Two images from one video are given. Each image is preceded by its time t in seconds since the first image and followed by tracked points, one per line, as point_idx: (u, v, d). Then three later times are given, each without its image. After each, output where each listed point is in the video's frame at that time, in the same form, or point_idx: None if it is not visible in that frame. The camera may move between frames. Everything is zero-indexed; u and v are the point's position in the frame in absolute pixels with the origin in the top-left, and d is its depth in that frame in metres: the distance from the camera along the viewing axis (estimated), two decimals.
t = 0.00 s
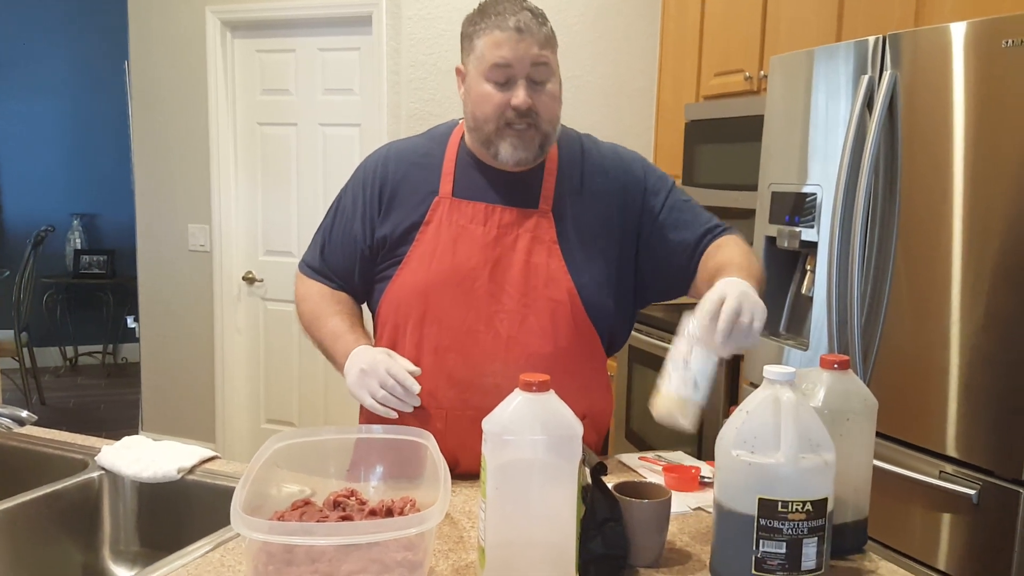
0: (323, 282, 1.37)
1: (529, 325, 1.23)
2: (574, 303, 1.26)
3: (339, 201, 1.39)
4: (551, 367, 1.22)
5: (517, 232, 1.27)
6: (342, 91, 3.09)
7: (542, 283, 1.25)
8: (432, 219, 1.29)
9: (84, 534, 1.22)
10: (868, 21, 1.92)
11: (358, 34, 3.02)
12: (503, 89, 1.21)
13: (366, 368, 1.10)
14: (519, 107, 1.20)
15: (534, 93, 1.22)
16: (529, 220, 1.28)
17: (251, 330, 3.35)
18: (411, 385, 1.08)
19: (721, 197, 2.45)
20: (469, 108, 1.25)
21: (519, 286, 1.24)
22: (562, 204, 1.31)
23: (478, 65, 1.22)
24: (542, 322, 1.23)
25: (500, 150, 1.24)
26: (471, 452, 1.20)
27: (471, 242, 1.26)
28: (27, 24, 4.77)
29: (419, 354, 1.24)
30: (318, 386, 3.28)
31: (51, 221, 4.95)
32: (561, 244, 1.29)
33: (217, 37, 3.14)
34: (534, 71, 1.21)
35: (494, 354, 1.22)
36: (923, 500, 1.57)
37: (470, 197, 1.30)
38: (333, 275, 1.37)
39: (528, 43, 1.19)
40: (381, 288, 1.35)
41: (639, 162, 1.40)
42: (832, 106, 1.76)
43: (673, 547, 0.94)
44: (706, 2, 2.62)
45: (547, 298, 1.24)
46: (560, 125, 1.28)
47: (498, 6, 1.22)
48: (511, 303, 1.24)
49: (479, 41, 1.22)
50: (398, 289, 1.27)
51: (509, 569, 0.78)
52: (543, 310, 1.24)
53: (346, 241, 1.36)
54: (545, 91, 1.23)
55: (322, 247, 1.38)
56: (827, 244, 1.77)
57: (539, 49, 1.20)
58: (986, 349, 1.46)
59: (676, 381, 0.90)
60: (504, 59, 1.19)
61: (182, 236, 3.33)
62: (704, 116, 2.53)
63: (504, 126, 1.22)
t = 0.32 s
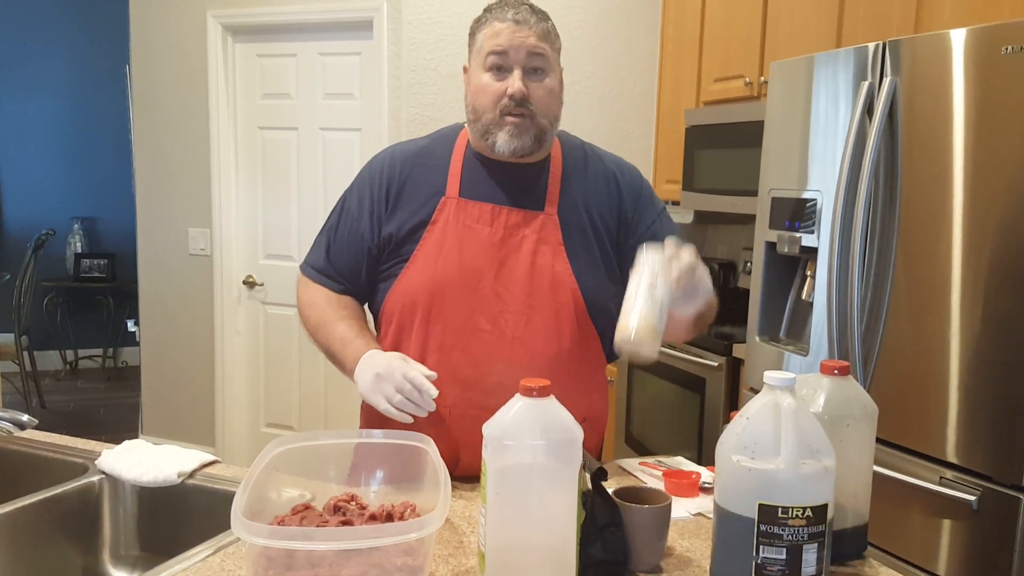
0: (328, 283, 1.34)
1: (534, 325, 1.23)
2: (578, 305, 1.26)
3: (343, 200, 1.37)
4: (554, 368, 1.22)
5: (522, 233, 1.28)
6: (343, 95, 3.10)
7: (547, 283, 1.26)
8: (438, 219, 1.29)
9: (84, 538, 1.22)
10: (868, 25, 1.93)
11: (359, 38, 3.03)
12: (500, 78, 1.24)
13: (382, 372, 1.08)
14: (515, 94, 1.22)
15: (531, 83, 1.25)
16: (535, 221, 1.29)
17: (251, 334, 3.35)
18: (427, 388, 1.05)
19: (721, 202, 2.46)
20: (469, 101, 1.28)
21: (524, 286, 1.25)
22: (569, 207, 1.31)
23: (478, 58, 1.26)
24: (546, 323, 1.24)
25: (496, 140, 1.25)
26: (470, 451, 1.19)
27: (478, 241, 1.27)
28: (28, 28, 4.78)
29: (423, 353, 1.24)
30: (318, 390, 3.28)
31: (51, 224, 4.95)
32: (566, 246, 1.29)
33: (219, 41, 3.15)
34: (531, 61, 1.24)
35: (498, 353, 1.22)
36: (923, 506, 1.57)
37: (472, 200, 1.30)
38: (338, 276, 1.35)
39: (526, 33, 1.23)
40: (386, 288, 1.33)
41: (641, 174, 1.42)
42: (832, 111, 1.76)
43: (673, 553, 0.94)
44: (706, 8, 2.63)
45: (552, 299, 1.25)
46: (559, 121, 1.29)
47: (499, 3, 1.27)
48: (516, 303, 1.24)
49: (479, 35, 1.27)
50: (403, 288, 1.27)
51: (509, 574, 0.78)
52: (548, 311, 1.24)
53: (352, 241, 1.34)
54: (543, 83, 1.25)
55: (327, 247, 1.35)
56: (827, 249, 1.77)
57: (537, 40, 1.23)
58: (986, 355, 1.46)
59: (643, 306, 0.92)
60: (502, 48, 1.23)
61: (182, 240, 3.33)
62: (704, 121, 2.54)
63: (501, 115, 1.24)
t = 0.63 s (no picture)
0: (330, 277, 1.33)
1: (532, 320, 1.23)
2: (576, 300, 1.26)
3: (344, 199, 1.38)
4: (553, 362, 1.22)
5: (521, 227, 1.28)
6: (341, 93, 3.10)
7: (544, 277, 1.26)
8: (436, 215, 1.29)
9: (83, 536, 1.22)
10: (868, 23, 1.93)
11: (358, 36, 3.02)
12: (495, 69, 1.24)
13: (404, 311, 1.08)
14: (507, 87, 1.22)
15: (526, 77, 1.24)
16: (533, 216, 1.29)
17: (249, 332, 3.35)
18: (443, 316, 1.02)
19: (720, 200, 2.46)
20: (464, 90, 1.28)
21: (522, 280, 1.25)
22: (566, 203, 1.32)
23: (478, 49, 1.26)
24: (544, 317, 1.23)
25: (484, 130, 1.25)
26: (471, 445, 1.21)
27: (476, 237, 1.27)
28: (26, 26, 4.77)
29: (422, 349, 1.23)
30: (317, 387, 3.28)
31: (50, 222, 4.95)
32: (564, 240, 1.30)
33: (217, 39, 3.14)
34: (527, 57, 1.23)
35: (496, 347, 1.21)
36: (922, 504, 1.58)
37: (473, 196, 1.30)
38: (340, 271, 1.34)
39: (525, 29, 1.23)
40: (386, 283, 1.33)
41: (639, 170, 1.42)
42: (831, 109, 1.76)
43: (672, 552, 0.94)
44: (705, 6, 2.63)
45: (550, 293, 1.25)
46: (552, 118, 1.28)
47: None
48: (514, 297, 1.24)
49: (480, 28, 1.27)
50: (401, 283, 1.27)
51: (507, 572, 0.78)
52: (546, 305, 1.24)
53: (353, 237, 1.34)
54: (538, 81, 1.25)
55: (327, 245, 1.35)
56: (826, 248, 1.78)
57: (536, 37, 1.23)
58: (984, 353, 1.46)
59: (645, 231, 0.88)
60: (499, 40, 1.23)
61: (181, 238, 3.33)
62: (703, 120, 2.54)
63: (491, 107, 1.24)
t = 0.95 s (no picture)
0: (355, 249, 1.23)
1: (532, 319, 1.23)
2: (575, 299, 1.26)
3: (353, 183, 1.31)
4: (553, 362, 1.22)
5: (520, 228, 1.29)
6: (344, 96, 3.10)
7: (543, 277, 1.26)
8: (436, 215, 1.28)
9: (86, 539, 1.22)
10: (870, 27, 1.93)
11: (360, 39, 3.03)
12: (465, 84, 1.22)
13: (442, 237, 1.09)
14: (476, 101, 1.21)
15: (495, 87, 1.21)
16: (531, 216, 1.29)
17: (252, 335, 3.35)
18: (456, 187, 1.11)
19: (722, 203, 2.46)
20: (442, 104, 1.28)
21: (522, 279, 1.25)
22: (563, 204, 1.32)
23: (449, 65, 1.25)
24: (544, 317, 1.24)
25: (465, 142, 1.25)
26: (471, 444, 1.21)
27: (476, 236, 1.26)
28: (30, 29, 4.79)
29: (423, 347, 1.23)
30: (320, 390, 3.28)
31: (53, 225, 4.96)
32: (561, 240, 1.30)
33: (220, 41, 3.14)
34: (493, 66, 1.21)
35: (497, 347, 1.21)
36: (925, 508, 1.57)
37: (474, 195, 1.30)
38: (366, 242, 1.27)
39: (487, 40, 1.20)
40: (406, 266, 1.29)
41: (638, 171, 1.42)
42: (834, 113, 1.76)
43: (675, 555, 0.94)
44: (707, 10, 2.63)
45: (548, 293, 1.25)
46: (529, 122, 1.26)
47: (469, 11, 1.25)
48: (514, 296, 1.24)
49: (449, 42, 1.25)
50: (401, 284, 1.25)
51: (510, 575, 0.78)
52: (546, 305, 1.25)
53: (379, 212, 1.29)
54: (508, 87, 1.22)
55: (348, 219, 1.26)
56: (829, 251, 1.77)
57: (499, 46, 1.20)
58: (987, 356, 1.46)
59: (636, 277, 0.89)
60: (464, 54, 1.21)
61: (183, 241, 3.33)
62: (706, 124, 2.54)
63: (467, 120, 1.23)
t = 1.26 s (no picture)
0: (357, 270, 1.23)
1: (544, 327, 1.23)
2: (587, 308, 1.27)
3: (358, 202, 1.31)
4: (563, 370, 1.22)
5: (532, 236, 1.29)
6: (345, 102, 3.11)
7: (556, 286, 1.26)
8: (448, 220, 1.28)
9: (86, 546, 1.22)
10: (870, 33, 1.93)
11: (362, 45, 3.04)
12: (482, 91, 1.22)
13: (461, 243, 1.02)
14: (496, 106, 1.20)
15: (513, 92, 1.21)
16: (543, 225, 1.30)
17: (252, 340, 3.35)
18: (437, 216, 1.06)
19: (723, 208, 2.46)
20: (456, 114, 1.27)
21: (535, 287, 1.25)
22: (574, 213, 1.32)
23: (461, 73, 1.24)
24: (556, 325, 1.24)
25: (485, 151, 1.24)
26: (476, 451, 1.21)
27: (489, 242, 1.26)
28: (33, 35, 4.81)
29: (434, 354, 1.22)
30: (320, 395, 3.28)
31: (54, 230, 4.96)
32: (572, 250, 1.30)
33: (221, 47, 3.15)
34: (509, 71, 1.20)
35: (509, 354, 1.21)
36: (926, 513, 1.57)
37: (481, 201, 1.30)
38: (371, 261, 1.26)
39: (500, 45, 1.20)
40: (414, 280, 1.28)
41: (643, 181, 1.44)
42: (835, 118, 1.76)
43: (676, 562, 0.94)
44: (708, 15, 2.64)
45: (561, 301, 1.25)
46: (547, 124, 1.27)
47: (477, 16, 1.24)
48: (527, 304, 1.23)
49: (459, 49, 1.24)
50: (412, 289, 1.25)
51: None
52: (558, 313, 1.25)
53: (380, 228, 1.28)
54: (525, 90, 1.22)
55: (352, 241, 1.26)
56: (830, 257, 1.77)
57: (513, 50, 1.20)
58: (988, 361, 1.46)
59: (652, 290, 0.87)
60: (479, 61, 1.20)
61: (184, 246, 3.34)
62: (707, 129, 2.54)
63: (487, 128, 1.22)
